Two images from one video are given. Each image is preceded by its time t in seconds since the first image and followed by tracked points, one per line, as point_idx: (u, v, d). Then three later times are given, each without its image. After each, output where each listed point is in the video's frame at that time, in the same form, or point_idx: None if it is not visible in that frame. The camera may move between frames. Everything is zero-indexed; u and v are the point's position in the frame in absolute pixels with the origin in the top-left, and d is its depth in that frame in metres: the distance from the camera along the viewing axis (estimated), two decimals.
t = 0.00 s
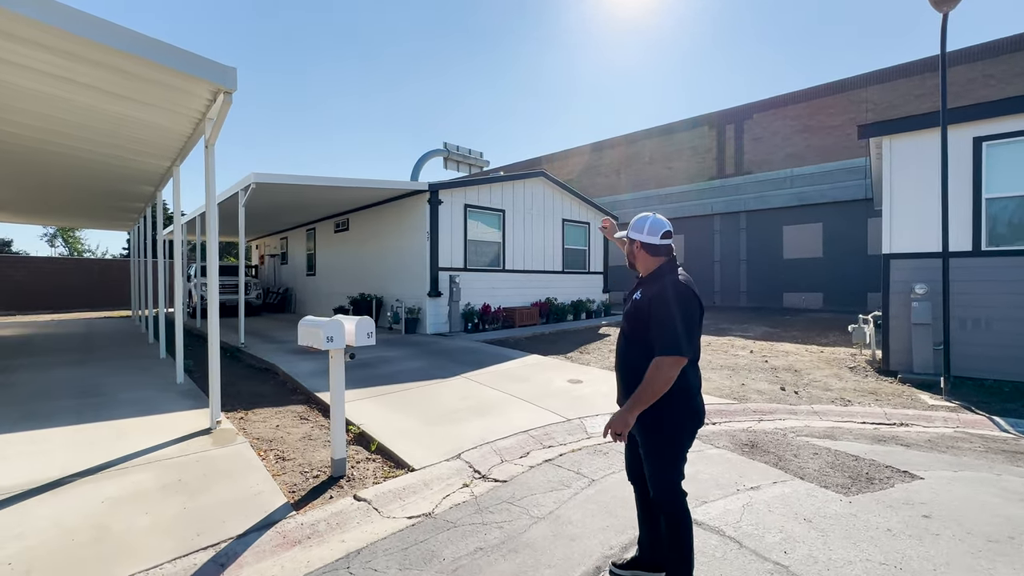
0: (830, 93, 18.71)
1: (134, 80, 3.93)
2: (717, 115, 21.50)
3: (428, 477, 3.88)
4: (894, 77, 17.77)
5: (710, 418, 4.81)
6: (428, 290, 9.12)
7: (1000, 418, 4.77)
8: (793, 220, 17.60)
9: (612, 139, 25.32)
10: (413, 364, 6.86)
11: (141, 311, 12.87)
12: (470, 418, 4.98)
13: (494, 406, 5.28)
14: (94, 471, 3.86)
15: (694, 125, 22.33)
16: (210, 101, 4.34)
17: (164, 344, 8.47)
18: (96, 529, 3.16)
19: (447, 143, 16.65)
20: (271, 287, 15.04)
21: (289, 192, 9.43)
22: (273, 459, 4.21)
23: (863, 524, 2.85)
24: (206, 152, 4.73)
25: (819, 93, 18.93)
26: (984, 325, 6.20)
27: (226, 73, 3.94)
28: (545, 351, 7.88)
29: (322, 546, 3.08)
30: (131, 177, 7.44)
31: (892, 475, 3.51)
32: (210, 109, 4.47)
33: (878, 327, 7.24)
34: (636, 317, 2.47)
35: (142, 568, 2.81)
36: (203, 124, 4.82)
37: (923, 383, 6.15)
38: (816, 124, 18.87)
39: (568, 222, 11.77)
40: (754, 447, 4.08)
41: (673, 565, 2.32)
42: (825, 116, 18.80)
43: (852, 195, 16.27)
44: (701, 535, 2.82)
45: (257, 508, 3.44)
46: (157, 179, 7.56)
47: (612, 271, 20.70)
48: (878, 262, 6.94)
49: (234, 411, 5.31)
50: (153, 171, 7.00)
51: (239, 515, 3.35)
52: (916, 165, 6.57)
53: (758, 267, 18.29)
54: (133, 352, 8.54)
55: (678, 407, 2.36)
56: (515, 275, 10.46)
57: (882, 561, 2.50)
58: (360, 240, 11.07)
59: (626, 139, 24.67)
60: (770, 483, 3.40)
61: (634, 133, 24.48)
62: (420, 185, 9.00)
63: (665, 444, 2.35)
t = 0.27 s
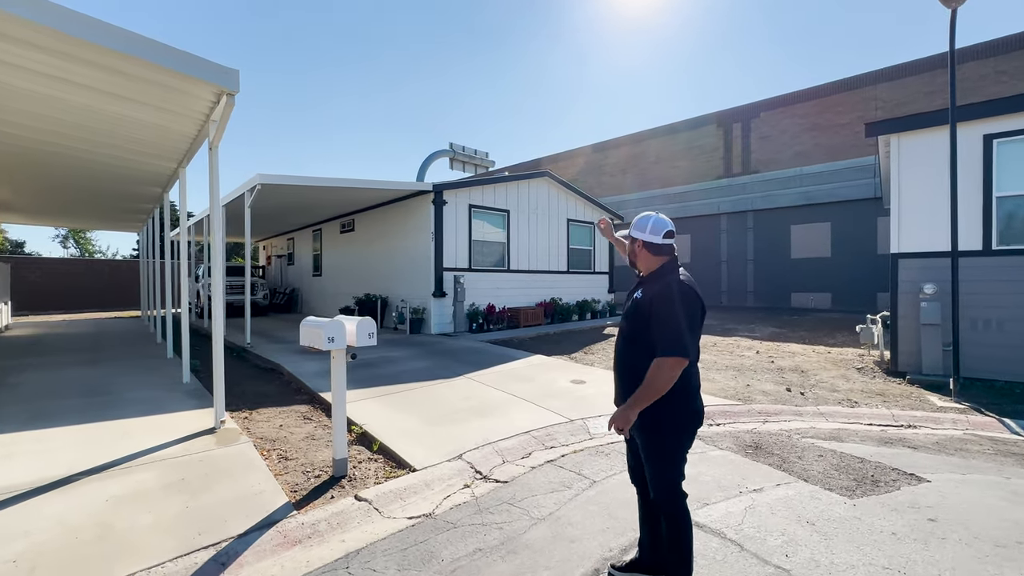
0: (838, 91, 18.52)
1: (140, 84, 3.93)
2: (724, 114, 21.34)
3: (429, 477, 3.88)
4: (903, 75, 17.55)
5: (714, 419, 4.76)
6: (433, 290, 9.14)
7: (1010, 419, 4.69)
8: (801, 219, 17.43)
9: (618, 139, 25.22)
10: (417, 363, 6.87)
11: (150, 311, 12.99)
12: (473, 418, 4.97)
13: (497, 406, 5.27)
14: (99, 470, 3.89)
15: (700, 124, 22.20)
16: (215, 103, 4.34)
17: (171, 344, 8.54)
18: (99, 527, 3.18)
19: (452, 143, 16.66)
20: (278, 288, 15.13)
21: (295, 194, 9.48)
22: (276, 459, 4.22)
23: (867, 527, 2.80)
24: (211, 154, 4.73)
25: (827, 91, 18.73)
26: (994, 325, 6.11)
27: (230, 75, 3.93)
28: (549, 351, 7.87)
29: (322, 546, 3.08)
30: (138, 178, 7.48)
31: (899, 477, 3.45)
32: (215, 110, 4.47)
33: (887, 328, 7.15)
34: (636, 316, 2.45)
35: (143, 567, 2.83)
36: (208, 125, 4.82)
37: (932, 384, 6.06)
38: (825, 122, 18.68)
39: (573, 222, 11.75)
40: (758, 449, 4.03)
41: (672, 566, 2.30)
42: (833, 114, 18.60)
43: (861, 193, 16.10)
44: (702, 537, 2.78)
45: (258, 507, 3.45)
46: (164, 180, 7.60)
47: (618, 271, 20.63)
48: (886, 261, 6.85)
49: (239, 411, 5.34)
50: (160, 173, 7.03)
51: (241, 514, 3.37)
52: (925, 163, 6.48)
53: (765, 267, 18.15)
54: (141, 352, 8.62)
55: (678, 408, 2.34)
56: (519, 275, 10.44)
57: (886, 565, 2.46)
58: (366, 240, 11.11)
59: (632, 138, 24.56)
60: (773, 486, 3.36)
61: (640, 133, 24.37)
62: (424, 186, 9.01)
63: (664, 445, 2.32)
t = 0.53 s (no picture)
0: (846, 89, 18.34)
1: (140, 84, 3.95)
2: (730, 112, 21.20)
3: (429, 477, 3.87)
4: (912, 72, 17.36)
5: (717, 420, 4.72)
6: (436, 290, 9.14)
7: (1019, 421, 4.61)
8: (808, 218, 17.28)
9: (623, 138, 25.13)
10: (419, 363, 6.87)
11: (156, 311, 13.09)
12: (474, 418, 4.96)
13: (498, 406, 5.26)
14: (101, 469, 3.92)
15: (706, 123, 22.06)
16: (215, 104, 4.35)
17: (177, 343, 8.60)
18: (99, 525, 3.20)
19: (457, 143, 16.67)
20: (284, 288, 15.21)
21: (299, 194, 9.51)
22: (276, 458, 4.23)
23: (869, 530, 2.76)
24: (212, 154, 4.76)
25: (834, 88, 18.56)
26: (1004, 325, 6.01)
27: (229, 76, 3.94)
28: (552, 351, 7.84)
29: (320, 545, 3.08)
30: (142, 179, 7.53)
31: (903, 479, 3.40)
32: (216, 110, 4.49)
33: (894, 328, 7.06)
34: (636, 317, 2.39)
35: (142, 565, 2.83)
36: (209, 126, 4.84)
37: (939, 385, 5.97)
38: (832, 120, 18.50)
39: (577, 222, 11.71)
40: (760, 450, 3.99)
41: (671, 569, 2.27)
42: (841, 112, 18.41)
43: (869, 192, 15.93)
44: (701, 539, 2.75)
45: (258, 506, 3.46)
46: (169, 181, 7.66)
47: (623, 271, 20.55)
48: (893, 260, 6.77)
49: (241, 410, 5.36)
50: (164, 173, 7.08)
51: (241, 513, 3.38)
52: (933, 161, 6.39)
53: (771, 266, 18.02)
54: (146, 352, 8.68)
55: (678, 409, 2.31)
56: (523, 275, 10.43)
57: (888, 568, 2.42)
58: (370, 240, 11.14)
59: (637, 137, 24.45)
60: (774, 487, 3.32)
61: (645, 132, 24.26)
62: (427, 186, 9.02)
63: (665, 447, 2.29)
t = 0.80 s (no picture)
0: (852, 87, 18.19)
1: (140, 85, 3.97)
2: (734, 111, 21.09)
3: (427, 477, 3.86)
4: (920, 70, 17.20)
5: (719, 421, 4.68)
6: (439, 289, 9.14)
7: None
8: (813, 217, 17.15)
9: (627, 138, 25.06)
10: (421, 363, 6.87)
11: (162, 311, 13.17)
12: (474, 418, 4.94)
13: (499, 406, 5.24)
14: (101, 468, 3.93)
15: (710, 122, 21.96)
16: (215, 104, 4.36)
17: (180, 343, 8.64)
18: (98, 524, 3.21)
19: (461, 143, 16.67)
20: (288, 288, 15.27)
21: (302, 194, 9.54)
22: (276, 458, 4.24)
23: (871, 533, 2.72)
24: (213, 154, 4.77)
25: (840, 87, 18.42)
26: (1011, 326, 5.93)
27: (228, 76, 3.95)
28: (554, 351, 7.82)
29: (317, 545, 3.07)
30: (146, 179, 7.57)
31: (906, 481, 3.36)
32: (216, 111, 4.50)
33: (899, 328, 6.99)
34: (633, 318, 2.36)
35: (139, 564, 2.84)
36: (211, 126, 4.85)
37: (945, 386, 5.91)
38: (838, 119, 18.36)
39: (580, 221, 11.68)
40: (762, 451, 3.96)
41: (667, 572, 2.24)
42: (847, 111, 18.27)
43: (875, 191, 15.79)
44: (699, 541, 2.72)
45: (256, 506, 3.45)
46: (172, 181, 7.69)
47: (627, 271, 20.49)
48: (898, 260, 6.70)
49: (242, 410, 5.37)
50: (168, 174, 7.11)
51: (239, 512, 3.38)
52: (938, 158, 6.33)
53: (776, 266, 17.91)
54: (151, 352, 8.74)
55: (677, 410, 2.28)
56: (526, 275, 10.41)
57: (889, 572, 2.38)
58: (373, 240, 11.15)
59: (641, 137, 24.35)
60: (775, 489, 3.28)
61: (649, 131, 24.18)
62: (429, 186, 9.02)
63: (662, 448, 2.26)
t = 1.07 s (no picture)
0: (857, 86, 18.08)
1: (141, 85, 3.98)
2: (738, 110, 21.01)
3: (427, 477, 3.85)
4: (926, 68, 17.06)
5: (721, 421, 4.65)
6: (441, 289, 9.14)
7: None
8: (818, 217, 17.05)
9: (630, 137, 25.00)
10: (422, 363, 6.87)
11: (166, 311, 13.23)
12: (474, 418, 4.93)
13: (499, 406, 5.23)
14: (101, 467, 3.94)
15: (714, 122, 21.87)
16: (216, 104, 4.37)
17: (183, 342, 8.67)
18: (97, 523, 3.21)
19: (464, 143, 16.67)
20: (291, 288, 15.31)
21: (304, 194, 9.56)
22: (276, 457, 4.24)
23: (873, 535, 2.69)
24: (214, 154, 4.79)
25: (845, 86, 18.31)
26: (1018, 326, 5.87)
27: (229, 76, 3.95)
28: (556, 351, 7.80)
29: (315, 545, 3.06)
30: (149, 179, 7.61)
31: (909, 483, 3.31)
32: (217, 111, 4.51)
33: (904, 328, 6.93)
34: (635, 315, 2.32)
35: (137, 563, 2.84)
36: (212, 126, 4.87)
37: (950, 387, 5.85)
38: (842, 118, 18.27)
39: (583, 221, 11.65)
40: (763, 451, 3.92)
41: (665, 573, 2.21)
42: (852, 110, 18.18)
43: (881, 190, 15.67)
44: (698, 543, 2.70)
45: (255, 505, 3.45)
46: (175, 181, 7.73)
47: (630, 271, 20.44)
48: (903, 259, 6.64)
49: (243, 409, 5.38)
50: (171, 174, 7.14)
51: (237, 512, 3.38)
52: (943, 157, 6.27)
53: (780, 266, 17.82)
54: (154, 351, 8.77)
55: (677, 409, 2.25)
56: (528, 275, 10.39)
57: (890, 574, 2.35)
58: (375, 240, 11.16)
59: (644, 136, 24.29)
60: (776, 490, 3.25)
61: (652, 131, 24.12)
62: (431, 186, 9.02)
63: (661, 447, 2.23)
